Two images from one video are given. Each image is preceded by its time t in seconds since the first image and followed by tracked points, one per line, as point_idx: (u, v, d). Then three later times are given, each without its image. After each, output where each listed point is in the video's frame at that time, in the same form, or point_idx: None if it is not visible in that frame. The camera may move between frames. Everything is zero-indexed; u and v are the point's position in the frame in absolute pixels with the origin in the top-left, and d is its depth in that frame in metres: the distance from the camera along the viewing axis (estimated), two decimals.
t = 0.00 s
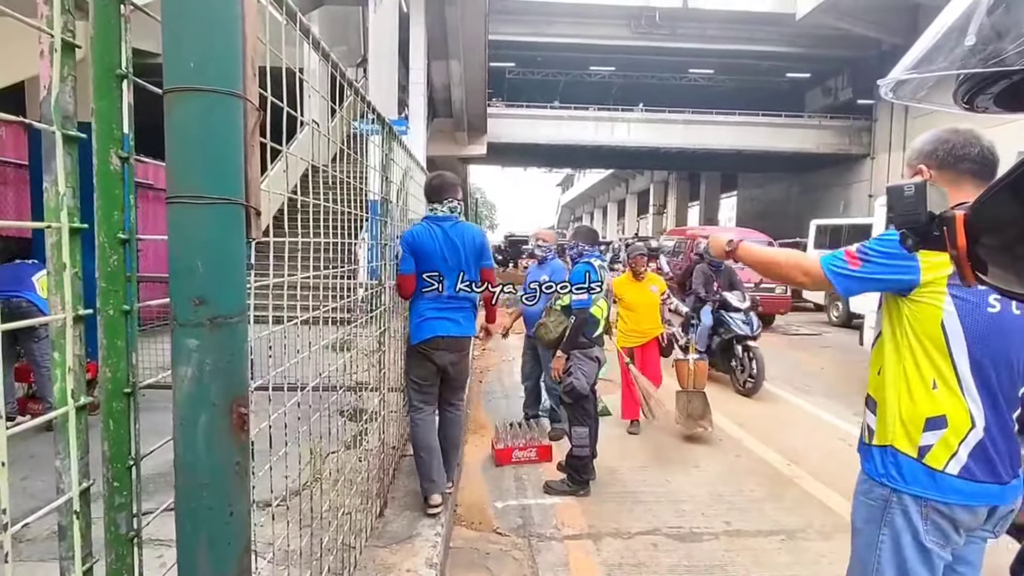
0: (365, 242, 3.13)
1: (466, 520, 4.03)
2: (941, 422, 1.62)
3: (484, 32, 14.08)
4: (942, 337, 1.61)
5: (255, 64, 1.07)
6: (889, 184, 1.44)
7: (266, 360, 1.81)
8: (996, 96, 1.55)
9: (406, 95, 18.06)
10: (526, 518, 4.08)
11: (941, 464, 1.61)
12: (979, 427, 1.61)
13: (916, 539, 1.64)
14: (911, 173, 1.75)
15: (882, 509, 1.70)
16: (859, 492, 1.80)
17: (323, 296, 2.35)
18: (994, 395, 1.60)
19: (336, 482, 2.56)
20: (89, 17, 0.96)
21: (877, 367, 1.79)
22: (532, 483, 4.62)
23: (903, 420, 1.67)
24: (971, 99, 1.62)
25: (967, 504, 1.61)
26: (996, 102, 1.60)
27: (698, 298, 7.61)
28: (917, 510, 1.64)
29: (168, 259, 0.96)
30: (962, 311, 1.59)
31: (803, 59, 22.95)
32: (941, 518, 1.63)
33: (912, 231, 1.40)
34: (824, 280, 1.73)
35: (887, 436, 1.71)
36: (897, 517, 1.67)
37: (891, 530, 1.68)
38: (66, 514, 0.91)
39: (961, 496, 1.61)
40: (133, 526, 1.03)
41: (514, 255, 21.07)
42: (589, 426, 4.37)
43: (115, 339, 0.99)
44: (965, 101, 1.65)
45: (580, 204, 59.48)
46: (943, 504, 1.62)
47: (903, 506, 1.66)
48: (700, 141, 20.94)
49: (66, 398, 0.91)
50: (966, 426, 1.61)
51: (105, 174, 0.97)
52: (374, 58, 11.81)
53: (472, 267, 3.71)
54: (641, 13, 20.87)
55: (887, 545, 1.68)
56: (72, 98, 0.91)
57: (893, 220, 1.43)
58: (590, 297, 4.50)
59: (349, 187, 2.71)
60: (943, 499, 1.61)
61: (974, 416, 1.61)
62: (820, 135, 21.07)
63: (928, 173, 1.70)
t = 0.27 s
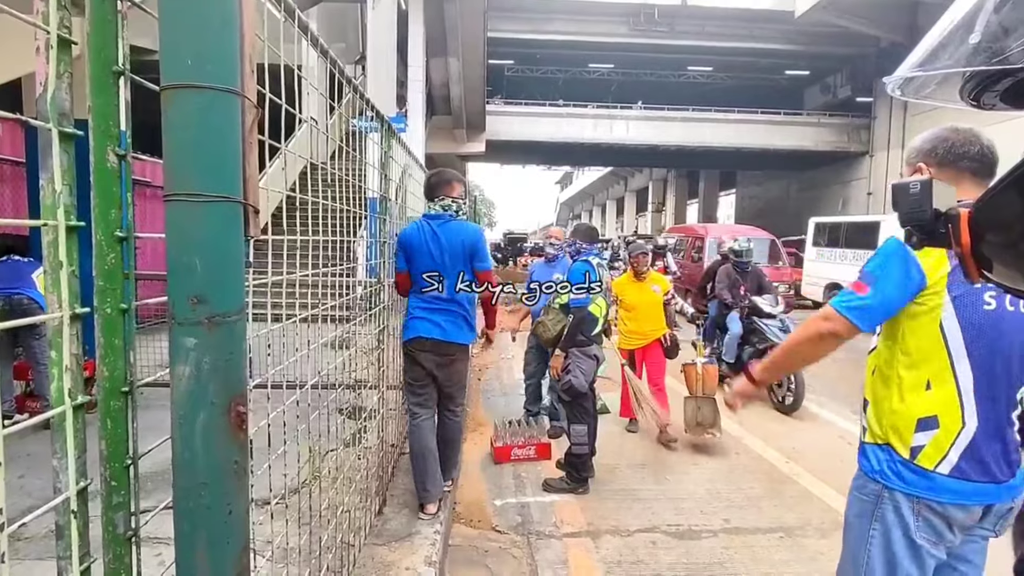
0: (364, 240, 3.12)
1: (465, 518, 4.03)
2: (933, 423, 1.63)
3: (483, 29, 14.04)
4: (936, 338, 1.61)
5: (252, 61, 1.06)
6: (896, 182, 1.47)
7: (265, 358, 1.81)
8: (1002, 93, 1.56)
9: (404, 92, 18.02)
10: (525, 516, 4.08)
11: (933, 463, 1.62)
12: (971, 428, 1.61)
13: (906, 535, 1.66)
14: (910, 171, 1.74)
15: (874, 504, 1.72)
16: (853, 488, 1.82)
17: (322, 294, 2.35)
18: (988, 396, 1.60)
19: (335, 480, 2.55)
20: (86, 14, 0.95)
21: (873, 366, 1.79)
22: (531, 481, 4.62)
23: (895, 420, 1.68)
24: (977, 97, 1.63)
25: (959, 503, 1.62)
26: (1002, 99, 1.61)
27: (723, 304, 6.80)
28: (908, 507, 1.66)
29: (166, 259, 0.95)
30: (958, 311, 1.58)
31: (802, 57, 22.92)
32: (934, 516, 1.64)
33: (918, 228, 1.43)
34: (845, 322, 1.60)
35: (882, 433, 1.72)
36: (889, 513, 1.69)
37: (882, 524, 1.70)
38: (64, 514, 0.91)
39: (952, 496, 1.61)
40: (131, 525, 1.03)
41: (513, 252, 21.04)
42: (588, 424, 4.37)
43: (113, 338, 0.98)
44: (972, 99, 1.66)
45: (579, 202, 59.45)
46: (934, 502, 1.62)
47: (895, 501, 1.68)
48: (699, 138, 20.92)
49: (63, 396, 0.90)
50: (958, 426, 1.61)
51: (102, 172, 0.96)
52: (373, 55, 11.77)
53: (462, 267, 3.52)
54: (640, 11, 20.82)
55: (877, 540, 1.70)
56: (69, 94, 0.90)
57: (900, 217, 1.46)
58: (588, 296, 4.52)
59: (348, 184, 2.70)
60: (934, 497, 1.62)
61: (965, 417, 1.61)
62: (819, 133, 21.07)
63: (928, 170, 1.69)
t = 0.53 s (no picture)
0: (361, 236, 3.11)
1: (462, 514, 4.03)
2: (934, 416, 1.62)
3: (479, 25, 14.00)
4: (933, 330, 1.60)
5: (245, 54, 1.05)
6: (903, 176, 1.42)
7: (260, 353, 1.79)
8: (1001, 88, 1.53)
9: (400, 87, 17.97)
10: (522, 512, 4.07)
11: (936, 456, 1.61)
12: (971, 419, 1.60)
13: (910, 530, 1.65)
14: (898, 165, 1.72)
15: (877, 499, 1.72)
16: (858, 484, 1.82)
17: (317, 289, 2.33)
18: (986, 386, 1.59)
19: (331, 477, 2.54)
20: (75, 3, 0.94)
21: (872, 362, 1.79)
22: (528, 477, 4.62)
23: (897, 414, 1.68)
24: (978, 90, 1.60)
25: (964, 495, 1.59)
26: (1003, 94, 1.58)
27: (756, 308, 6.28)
28: (912, 501, 1.64)
29: (158, 252, 0.94)
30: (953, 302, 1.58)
31: (799, 52, 22.91)
32: (939, 510, 1.62)
33: (925, 223, 1.38)
34: (920, 325, 1.48)
35: (883, 428, 1.72)
36: (891, 507, 1.69)
37: (888, 519, 1.69)
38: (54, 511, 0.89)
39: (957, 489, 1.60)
40: (123, 523, 1.01)
41: (511, 248, 21.03)
42: (585, 420, 4.37)
43: (104, 333, 0.97)
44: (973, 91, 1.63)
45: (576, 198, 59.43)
46: (938, 495, 1.61)
47: (899, 495, 1.67)
48: (696, 134, 20.92)
49: (52, 392, 0.89)
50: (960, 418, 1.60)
51: (91, 165, 0.94)
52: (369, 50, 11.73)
53: (447, 262, 3.41)
54: (637, 6, 20.77)
55: (882, 535, 1.70)
56: (57, 85, 0.88)
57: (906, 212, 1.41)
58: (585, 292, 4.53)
59: (344, 180, 2.68)
60: (939, 492, 1.60)
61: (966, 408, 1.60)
62: (816, 128, 21.07)
63: (917, 164, 1.67)
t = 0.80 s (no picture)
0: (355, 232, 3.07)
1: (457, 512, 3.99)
2: (976, 418, 1.60)
3: (474, 20, 13.94)
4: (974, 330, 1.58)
5: (231, 41, 1.01)
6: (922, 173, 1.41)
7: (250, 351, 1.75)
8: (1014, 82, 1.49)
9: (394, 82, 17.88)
10: (518, 509, 4.05)
11: (977, 459, 1.60)
12: (1010, 418, 1.60)
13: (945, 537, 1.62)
14: (910, 161, 1.70)
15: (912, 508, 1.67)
16: (885, 492, 1.76)
17: (310, 286, 2.29)
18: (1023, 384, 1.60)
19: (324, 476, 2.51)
20: None
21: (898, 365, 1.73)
22: (524, 474, 4.60)
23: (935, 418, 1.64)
24: (985, 87, 1.56)
25: (999, 498, 1.60)
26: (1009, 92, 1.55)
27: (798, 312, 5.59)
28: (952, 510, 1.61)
29: (139, 247, 0.90)
30: (993, 301, 1.57)
31: (794, 48, 22.90)
32: (977, 515, 1.61)
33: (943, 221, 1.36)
34: (936, 329, 1.54)
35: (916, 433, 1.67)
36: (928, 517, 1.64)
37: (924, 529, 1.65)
38: (29, 518, 0.86)
39: (998, 489, 1.60)
40: (104, 528, 0.98)
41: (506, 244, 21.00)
42: (581, 417, 4.35)
43: (83, 331, 0.93)
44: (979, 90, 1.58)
45: (572, 194, 59.40)
46: (976, 499, 1.60)
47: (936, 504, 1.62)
48: (691, 130, 20.91)
49: (27, 393, 0.85)
50: (1000, 418, 1.60)
51: (69, 156, 0.91)
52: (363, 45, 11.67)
53: (436, 256, 3.29)
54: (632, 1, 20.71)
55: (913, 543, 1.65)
56: (30, 71, 0.85)
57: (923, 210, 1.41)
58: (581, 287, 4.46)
59: (337, 175, 2.64)
60: (982, 496, 1.60)
61: (1005, 408, 1.60)
62: (810, 124, 21.07)
63: (932, 162, 1.65)
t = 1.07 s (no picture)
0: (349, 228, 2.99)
1: (452, 513, 3.92)
2: (1012, 424, 1.51)
3: (468, 14, 13.82)
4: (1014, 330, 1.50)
5: (196, 13, 0.92)
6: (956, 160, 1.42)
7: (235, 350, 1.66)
8: None
9: (388, 77, 17.75)
10: (514, 510, 3.97)
11: (1011, 468, 1.51)
12: None
13: (974, 547, 1.53)
14: (938, 152, 1.67)
15: (937, 514, 1.58)
16: (904, 494, 1.66)
17: (300, 283, 2.20)
18: None
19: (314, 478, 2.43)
20: None
21: (927, 367, 1.63)
22: (520, 474, 4.52)
23: (969, 423, 1.54)
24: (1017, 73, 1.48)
25: None
26: None
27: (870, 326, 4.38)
28: (980, 517, 1.53)
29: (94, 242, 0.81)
30: None
31: (789, 44, 22.85)
32: (1005, 523, 1.53)
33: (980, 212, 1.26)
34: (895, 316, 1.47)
35: (949, 439, 1.57)
36: (954, 524, 1.55)
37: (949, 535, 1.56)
38: None
39: None
40: (61, 550, 0.90)
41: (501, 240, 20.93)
42: (578, 416, 4.28)
43: (36, 335, 0.84)
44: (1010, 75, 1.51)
45: (567, 190, 59.30)
46: (1008, 508, 1.52)
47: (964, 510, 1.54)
48: (686, 125, 20.85)
49: None
50: None
51: (18, 140, 0.82)
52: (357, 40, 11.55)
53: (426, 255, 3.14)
54: None
55: (940, 551, 1.57)
56: None
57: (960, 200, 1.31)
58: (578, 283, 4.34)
59: (331, 169, 2.55)
60: (1014, 504, 1.52)
61: None
62: (805, 120, 21.03)
63: (961, 152, 1.63)
